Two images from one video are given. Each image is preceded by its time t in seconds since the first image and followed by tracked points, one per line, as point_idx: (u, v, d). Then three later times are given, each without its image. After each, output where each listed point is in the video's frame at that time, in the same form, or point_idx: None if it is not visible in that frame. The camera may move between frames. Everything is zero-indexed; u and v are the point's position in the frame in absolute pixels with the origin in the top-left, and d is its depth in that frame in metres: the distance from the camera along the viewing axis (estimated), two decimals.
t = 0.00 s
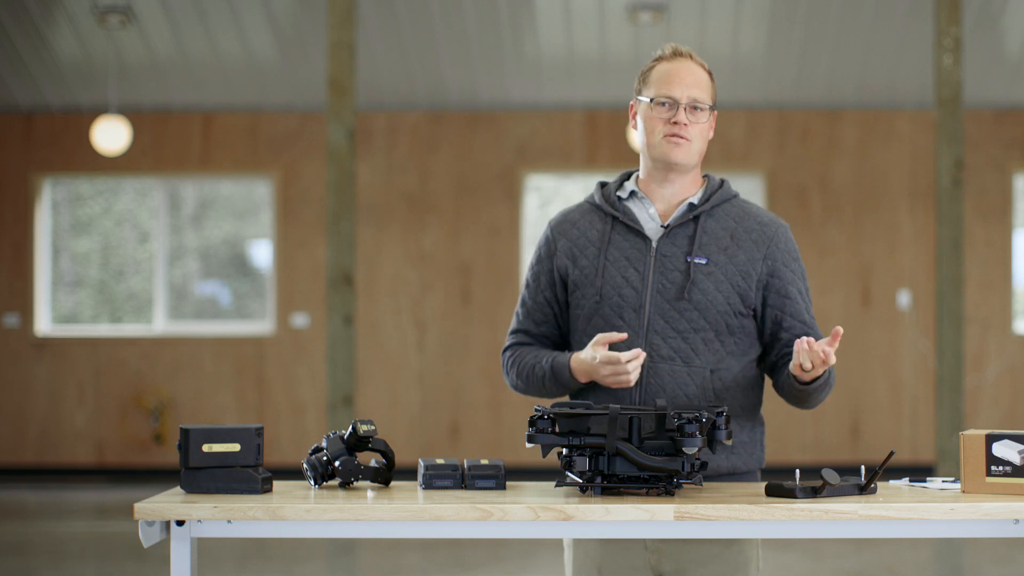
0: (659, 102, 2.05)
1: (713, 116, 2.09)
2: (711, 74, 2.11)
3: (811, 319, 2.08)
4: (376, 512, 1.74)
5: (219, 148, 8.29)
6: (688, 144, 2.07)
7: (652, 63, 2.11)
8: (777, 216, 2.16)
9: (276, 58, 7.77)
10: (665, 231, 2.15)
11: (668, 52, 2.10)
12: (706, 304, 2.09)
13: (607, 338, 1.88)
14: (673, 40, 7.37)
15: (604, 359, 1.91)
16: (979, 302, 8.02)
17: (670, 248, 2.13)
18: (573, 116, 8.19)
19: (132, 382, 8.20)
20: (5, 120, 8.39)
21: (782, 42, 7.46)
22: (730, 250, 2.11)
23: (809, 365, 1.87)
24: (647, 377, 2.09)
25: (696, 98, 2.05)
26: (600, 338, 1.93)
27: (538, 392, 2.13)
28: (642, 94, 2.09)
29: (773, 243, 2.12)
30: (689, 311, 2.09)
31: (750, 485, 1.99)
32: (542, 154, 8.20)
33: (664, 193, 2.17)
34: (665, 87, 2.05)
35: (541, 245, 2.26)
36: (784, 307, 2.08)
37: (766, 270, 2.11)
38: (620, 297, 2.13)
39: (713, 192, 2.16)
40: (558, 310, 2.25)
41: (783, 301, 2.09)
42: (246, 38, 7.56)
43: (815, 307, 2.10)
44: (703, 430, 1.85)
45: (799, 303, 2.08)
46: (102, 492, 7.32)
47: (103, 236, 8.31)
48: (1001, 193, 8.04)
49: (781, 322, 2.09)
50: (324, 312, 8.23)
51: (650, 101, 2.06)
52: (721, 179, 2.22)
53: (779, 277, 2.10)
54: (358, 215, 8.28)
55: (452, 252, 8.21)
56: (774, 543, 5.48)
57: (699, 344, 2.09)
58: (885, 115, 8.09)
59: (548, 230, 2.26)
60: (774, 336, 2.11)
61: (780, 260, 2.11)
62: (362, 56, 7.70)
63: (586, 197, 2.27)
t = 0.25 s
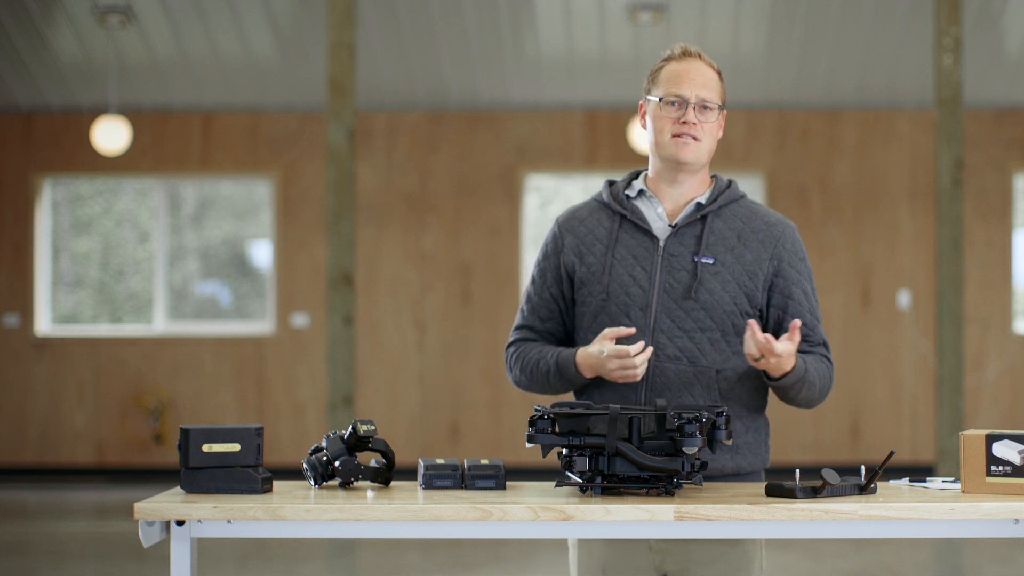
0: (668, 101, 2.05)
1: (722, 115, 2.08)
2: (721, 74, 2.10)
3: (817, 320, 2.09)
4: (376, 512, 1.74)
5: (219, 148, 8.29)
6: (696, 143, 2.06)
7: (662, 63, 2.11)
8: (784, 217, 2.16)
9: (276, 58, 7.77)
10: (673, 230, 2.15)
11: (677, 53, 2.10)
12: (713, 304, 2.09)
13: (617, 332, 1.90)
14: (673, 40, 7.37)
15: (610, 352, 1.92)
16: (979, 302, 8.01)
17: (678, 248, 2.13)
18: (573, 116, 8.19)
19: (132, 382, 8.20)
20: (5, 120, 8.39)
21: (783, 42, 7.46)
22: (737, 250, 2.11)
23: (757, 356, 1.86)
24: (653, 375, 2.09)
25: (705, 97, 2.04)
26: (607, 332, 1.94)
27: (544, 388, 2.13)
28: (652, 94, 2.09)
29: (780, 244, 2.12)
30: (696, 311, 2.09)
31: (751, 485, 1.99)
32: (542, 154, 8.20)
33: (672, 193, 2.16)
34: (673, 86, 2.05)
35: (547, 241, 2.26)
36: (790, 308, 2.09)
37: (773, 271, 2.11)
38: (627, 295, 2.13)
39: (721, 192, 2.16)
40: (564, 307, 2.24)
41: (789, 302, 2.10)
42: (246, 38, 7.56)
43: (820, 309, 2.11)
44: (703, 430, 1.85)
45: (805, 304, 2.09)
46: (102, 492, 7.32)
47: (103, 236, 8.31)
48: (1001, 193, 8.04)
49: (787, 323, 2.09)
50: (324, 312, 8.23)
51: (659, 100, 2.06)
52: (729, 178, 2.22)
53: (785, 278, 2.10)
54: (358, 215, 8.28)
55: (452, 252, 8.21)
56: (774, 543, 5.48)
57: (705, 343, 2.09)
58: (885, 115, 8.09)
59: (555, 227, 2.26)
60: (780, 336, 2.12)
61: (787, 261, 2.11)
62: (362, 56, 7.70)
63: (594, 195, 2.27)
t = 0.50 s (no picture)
0: (665, 101, 2.05)
1: (721, 112, 2.08)
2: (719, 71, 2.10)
3: (823, 321, 2.08)
4: (376, 512, 1.74)
5: (220, 147, 8.29)
6: (695, 141, 2.06)
7: (659, 63, 2.11)
8: (790, 217, 2.15)
9: (277, 58, 7.77)
10: (677, 230, 2.15)
11: (674, 52, 2.10)
12: (718, 304, 2.09)
13: (618, 331, 1.89)
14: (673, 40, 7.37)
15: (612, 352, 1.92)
16: (979, 302, 8.02)
17: (682, 248, 2.13)
18: (573, 116, 8.19)
19: (132, 382, 8.20)
20: (5, 119, 8.39)
21: (783, 42, 7.46)
22: (742, 251, 2.11)
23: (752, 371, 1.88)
24: (657, 376, 2.09)
25: (701, 95, 2.04)
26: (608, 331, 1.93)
27: (550, 387, 2.13)
28: (650, 95, 2.09)
29: (785, 244, 2.11)
30: (701, 312, 2.09)
31: (752, 485, 1.99)
32: (542, 154, 8.20)
33: (675, 192, 2.16)
34: (669, 86, 2.05)
35: (553, 242, 2.27)
36: (796, 308, 2.08)
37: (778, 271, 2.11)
38: (632, 296, 2.13)
39: (726, 192, 2.16)
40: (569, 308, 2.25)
41: (795, 302, 2.09)
42: (246, 38, 7.56)
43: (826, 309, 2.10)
44: (703, 430, 1.85)
45: (810, 304, 2.08)
46: (102, 492, 7.32)
47: (103, 236, 8.31)
48: (1001, 193, 8.04)
49: (793, 323, 2.09)
50: (324, 312, 8.23)
51: (656, 100, 2.06)
52: (734, 178, 2.21)
53: (791, 278, 2.09)
54: (358, 215, 8.28)
55: (452, 252, 8.21)
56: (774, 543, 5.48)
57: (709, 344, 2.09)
58: (885, 115, 8.09)
59: (560, 228, 2.27)
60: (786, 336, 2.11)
61: (792, 261, 2.10)
62: (362, 56, 7.70)
63: (599, 196, 2.27)
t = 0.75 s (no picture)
0: (655, 101, 2.06)
1: (714, 109, 2.08)
2: (710, 68, 2.11)
3: (827, 316, 2.08)
4: (376, 512, 1.74)
5: (219, 147, 8.29)
6: (690, 139, 2.06)
7: (649, 67, 2.13)
8: (791, 214, 2.15)
9: (277, 58, 7.77)
10: (679, 230, 2.15)
11: (662, 54, 2.12)
12: (721, 303, 2.09)
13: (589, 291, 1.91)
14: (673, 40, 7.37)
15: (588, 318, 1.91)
16: (979, 302, 8.02)
17: (684, 248, 2.13)
18: (573, 116, 8.19)
19: (132, 382, 8.20)
20: (5, 119, 8.39)
21: (783, 42, 7.46)
22: (744, 249, 2.11)
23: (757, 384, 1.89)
24: (661, 377, 2.09)
25: (690, 92, 2.05)
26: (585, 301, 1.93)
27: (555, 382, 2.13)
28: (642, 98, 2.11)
29: (787, 241, 2.11)
30: (704, 311, 2.09)
31: (753, 485, 1.99)
32: (542, 154, 8.20)
33: (676, 192, 2.16)
34: (658, 86, 2.06)
35: (556, 245, 2.27)
36: (799, 304, 2.08)
37: (780, 268, 2.10)
38: (635, 297, 2.14)
39: (727, 190, 2.16)
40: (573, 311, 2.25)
41: (798, 299, 2.08)
42: (246, 38, 7.56)
43: (830, 305, 2.09)
44: (703, 430, 1.85)
45: (814, 300, 2.08)
46: (102, 492, 7.32)
47: (103, 236, 8.31)
48: (1001, 194, 8.04)
49: (797, 320, 2.09)
50: (324, 312, 8.23)
51: (647, 102, 2.07)
52: (735, 176, 2.21)
53: (793, 275, 2.09)
54: (358, 215, 8.28)
55: (452, 252, 8.21)
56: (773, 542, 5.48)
57: (713, 344, 2.09)
58: (885, 115, 8.08)
59: (563, 231, 2.27)
60: (790, 334, 2.11)
61: (794, 258, 2.10)
62: (362, 56, 7.70)
63: (600, 198, 2.27)
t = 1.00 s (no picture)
0: (644, 106, 2.09)
1: (704, 105, 2.09)
2: (698, 64, 2.12)
3: (824, 314, 2.05)
4: (376, 512, 1.74)
5: (219, 147, 8.29)
6: (682, 138, 2.08)
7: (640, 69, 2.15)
8: (793, 212, 2.13)
9: (277, 58, 7.77)
10: (679, 229, 2.14)
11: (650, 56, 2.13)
12: (720, 302, 2.09)
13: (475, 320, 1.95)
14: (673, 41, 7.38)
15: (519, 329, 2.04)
16: (979, 302, 8.01)
17: (684, 247, 2.13)
18: (573, 116, 8.19)
19: (132, 382, 8.20)
20: (5, 120, 8.39)
21: (783, 42, 7.46)
22: (743, 248, 2.10)
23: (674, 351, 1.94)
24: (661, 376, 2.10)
25: (677, 92, 2.06)
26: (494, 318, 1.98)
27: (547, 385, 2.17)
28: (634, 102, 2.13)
29: (786, 239, 2.09)
30: (703, 311, 2.09)
31: (753, 485, 1.99)
32: (542, 154, 8.20)
33: (675, 191, 2.17)
34: (646, 89, 2.09)
35: (560, 244, 2.30)
36: (798, 303, 2.06)
37: (780, 267, 2.09)
38: (635, 297, 2.15)
39: (728, 189, 2.15)
40: (577, 308, 2.28)
41: (797, 297, 2.06)
42: (246, 38, 7.56)
43: (831, 303, 2.06)
44: (704, 430, 1.85)
45: (810, 298, 2.05)
46: (102, 492, 7.32)
47: (103, 236, 8.31)
48: (1001, 194, 8.04)
49: (796, 318, 2.06)
50: (324, 312, 8.23)
51: (638, 107, 2.10)
52: (738, 174, 2.20)
53: (791, 274, 2.07)
54: (358, 215, 8.28)
55: (452, 252, 8.21)
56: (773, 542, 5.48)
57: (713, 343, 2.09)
58: (885, 115, 8.08)
59: (567, 231, 2.29)
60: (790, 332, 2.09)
61: (793, 257, 2.08)
62: (362, 56, 7.70)
63: (604, 197, 2.28)
